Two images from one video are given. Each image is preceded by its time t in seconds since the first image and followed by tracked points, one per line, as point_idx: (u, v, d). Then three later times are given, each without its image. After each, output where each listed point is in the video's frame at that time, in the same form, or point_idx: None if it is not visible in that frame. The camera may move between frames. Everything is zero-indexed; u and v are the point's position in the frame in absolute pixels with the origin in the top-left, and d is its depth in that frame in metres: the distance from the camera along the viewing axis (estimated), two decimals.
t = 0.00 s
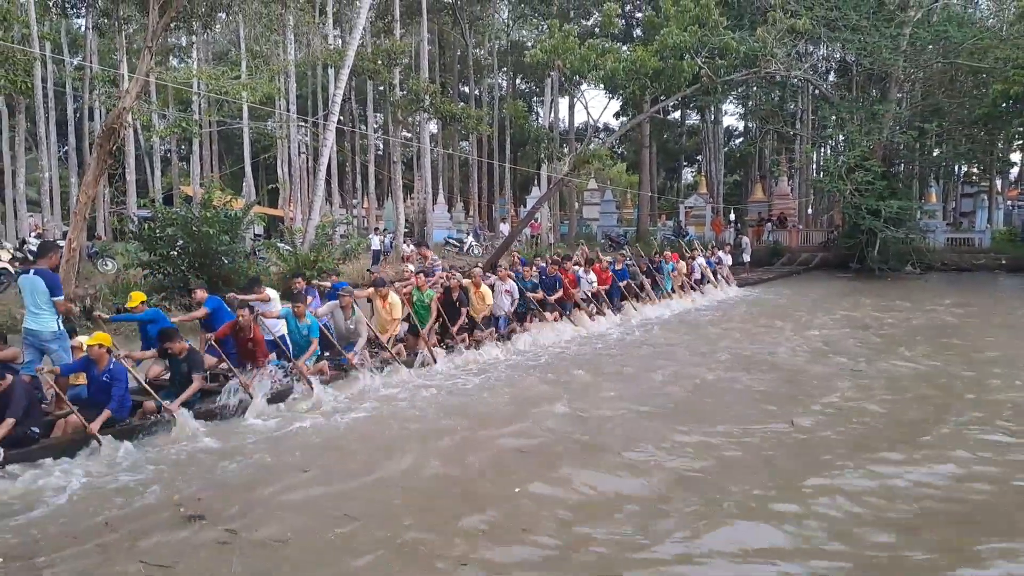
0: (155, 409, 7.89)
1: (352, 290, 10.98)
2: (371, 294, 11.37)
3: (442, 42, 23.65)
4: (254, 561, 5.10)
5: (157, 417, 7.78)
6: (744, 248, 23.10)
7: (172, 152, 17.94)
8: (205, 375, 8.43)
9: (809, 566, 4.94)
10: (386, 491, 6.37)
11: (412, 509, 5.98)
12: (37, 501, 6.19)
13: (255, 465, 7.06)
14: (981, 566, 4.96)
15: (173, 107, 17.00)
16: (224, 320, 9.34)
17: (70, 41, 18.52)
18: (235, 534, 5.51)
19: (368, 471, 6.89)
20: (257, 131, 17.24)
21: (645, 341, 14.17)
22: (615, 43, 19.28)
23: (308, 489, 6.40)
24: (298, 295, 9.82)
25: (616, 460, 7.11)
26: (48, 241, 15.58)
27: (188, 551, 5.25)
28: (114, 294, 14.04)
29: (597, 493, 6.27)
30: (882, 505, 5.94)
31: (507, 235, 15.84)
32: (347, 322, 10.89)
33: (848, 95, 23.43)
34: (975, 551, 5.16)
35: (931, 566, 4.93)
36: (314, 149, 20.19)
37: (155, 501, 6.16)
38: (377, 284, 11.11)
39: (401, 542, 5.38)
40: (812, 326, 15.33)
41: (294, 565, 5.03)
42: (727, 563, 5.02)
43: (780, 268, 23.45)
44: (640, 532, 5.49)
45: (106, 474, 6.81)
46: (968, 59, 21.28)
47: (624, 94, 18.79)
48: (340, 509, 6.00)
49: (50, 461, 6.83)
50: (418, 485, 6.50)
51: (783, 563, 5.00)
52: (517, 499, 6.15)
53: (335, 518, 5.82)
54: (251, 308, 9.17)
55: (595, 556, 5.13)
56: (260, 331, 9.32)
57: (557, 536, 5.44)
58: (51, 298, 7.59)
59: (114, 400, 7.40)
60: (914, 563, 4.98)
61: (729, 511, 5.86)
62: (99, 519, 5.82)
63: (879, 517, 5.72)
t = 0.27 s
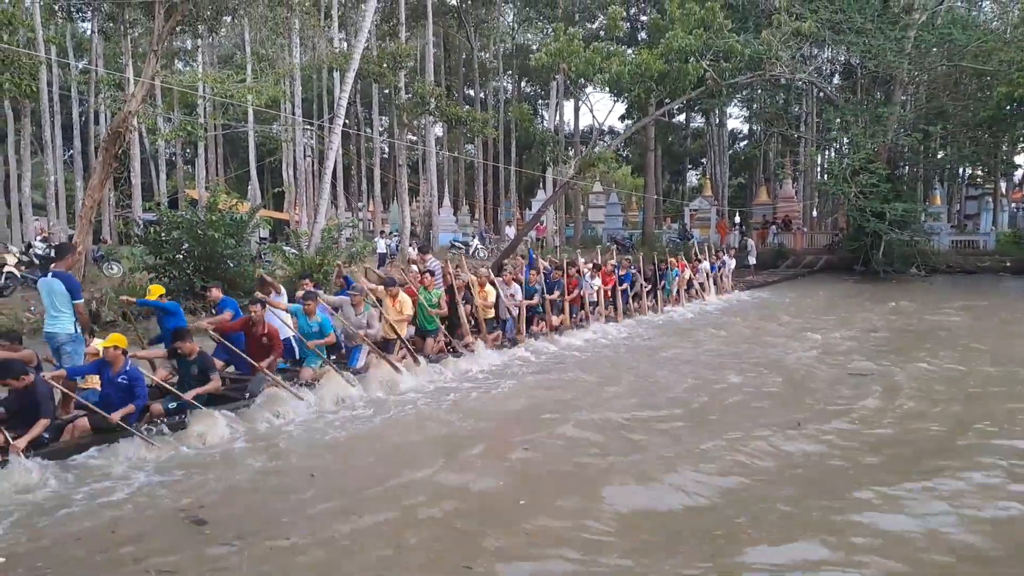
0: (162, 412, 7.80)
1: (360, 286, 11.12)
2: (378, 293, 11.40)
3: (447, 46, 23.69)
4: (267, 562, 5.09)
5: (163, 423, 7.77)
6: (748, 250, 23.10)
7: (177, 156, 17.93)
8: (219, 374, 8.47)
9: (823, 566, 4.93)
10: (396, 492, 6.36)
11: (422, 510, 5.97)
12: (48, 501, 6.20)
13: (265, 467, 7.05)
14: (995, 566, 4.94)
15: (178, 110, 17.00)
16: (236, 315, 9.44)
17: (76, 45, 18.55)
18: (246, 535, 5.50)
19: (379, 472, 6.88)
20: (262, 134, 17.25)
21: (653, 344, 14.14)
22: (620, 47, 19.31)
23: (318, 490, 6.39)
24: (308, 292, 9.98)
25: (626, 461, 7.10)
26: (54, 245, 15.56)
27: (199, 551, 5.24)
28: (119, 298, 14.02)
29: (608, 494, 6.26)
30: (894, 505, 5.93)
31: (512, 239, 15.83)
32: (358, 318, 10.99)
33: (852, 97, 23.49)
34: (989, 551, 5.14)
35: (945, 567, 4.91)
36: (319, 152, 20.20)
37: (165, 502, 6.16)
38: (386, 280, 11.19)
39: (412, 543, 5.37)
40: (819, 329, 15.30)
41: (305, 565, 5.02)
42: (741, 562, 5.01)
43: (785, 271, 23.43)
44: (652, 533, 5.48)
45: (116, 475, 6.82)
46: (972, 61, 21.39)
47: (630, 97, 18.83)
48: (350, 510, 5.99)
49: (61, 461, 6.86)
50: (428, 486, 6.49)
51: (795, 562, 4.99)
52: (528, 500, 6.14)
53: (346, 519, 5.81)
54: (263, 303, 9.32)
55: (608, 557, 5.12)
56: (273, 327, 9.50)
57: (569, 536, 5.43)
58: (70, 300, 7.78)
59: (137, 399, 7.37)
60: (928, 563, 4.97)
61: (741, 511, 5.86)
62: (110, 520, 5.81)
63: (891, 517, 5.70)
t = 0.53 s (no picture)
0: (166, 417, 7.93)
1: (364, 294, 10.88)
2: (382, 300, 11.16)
3: (452, 48, 23.83)
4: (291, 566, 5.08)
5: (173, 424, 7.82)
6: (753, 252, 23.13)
7: (182, 159, 17.97)
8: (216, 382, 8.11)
9: (849, 570, 4.92)
10: (416, 496, 6.34)
11: (443, 513, 5.96)
12: (66, 502, 6.19)
13: (282, 471, 7.03)
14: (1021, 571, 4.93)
15: (184, 113, 17.03)
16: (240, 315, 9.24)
17: (81, 48, 18.59)
18: (268, 539, 5.50)
19: (396, 475, 6.87)
20: (267, 137, 17.26)
21: (660, 346, 14.15)
22: (626, 49, 19.34)
23: (337, 494, 6.39)
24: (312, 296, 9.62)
25: (643, 463, 7.09)
26: (60, 248, 15.57)
27: (222, 556, 5.23)
28: (126, 301, 14.03)
29: (628, 497, 6.25)
30: (917, 509, 5.92)
31: (519, 242, 15.84)
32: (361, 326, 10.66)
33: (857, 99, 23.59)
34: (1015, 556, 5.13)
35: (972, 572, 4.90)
36: (325, 155, 20.23)
37: (185, 506, 6.14)
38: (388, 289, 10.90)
39: (436, 547, 5.36)
40: (826, 331, 15.32)
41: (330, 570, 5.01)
42: (767, 566, 5.00)
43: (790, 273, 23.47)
44: (676, 536, 5.46)
45: (133, 475, 6.81)
46: (977, 63, 21.47)
47: (635, 99, 18.87)
48: (371, 513, 5.98)
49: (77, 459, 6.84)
50: (447, 490, 6.47)
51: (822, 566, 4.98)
52: (548, 503, 6.12)
53: (368, 523, 5.79)
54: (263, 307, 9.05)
55: (633, 561, 5.10)
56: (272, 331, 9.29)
57: (592, 540, 5.42)
58: (83, 303, 7.96)
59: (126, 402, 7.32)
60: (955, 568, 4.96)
61: (763, 515, 5.84)
62: (130, 524, 5.79)
63: (914, 520, 5.69)
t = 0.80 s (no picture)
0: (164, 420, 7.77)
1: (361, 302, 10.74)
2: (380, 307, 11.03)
3: (449, 48, 23.83)
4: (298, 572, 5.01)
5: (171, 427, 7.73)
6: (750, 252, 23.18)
7: (179, 159, 17.90)
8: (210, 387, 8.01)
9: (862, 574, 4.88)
10: (421, 499, 6.28)
11: (450, 516, 5.90)
12: (64, 507, 6.11)
13: (285, 473, 6.96)
14: None
15: (180, 113, 16.95)
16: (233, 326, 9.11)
17: (76, 47, 18.50)
18: (272, 542, 5.48)
19: (401, 477, 6.80)
20: (265, 137, 17.19)
21: (659, 346, 14.16)
22: (624, 50, 19.37)
23: (340, 495, 6.37)
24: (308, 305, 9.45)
25: (650, 465, 7.04)
26: (55, 249, 15.49)
27: (226, 558, 5.21)
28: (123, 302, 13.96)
29: (635, 500, 6.20)
30: (926, 511, 5.88)
31: (518, 242, 15.83)
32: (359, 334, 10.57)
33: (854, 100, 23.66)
34: None
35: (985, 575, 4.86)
36: (322, 155, 20.17)
37: (187, 511, 6.06)
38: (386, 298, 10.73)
39: (444, 552, 5.30)
40: (824, 331, 15.36)
41: (337, 574, 4.94)
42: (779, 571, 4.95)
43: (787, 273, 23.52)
44: (686, 540, 5.42)
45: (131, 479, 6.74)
46: (973, 64, 21.58)
47: (634, 100, 18.87)
48: (377, 517, 5.91)
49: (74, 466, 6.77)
50: (453, 493, 6.41)
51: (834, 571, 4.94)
52: (555, 506, 6.07)
53: (373, 527, 5.73)
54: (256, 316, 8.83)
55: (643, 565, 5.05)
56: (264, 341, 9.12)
57: (602, 544, 5.37)
58: (87, 302, 7.86)
59: (106, 404, 7.10)
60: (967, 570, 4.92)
61: (772, 517, 5.80)
62: (132, 529, 5.72)
63: (924, 523, 5.66)
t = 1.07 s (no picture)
0: (144, 421, 7.58)
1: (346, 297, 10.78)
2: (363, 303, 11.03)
3: (429, 49, 23.80)
4: None
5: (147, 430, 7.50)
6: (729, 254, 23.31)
7: (156, 158, 17.69)
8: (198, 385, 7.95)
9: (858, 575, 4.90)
10: (413, 502, 6.23)
11: (443, 519, 5.85)
12: (47, 513, 5.99)
13: (273, 475, 6.88)
14: None
15: (158, 111, 16.76)
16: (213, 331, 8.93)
17: (50, 44, 18.23)
18: (262, 545, 5.41)
19: (391, 480, 6.74)
20: (244, 137, 17.04)
21: (641, 347, 14.19)
22: (606, 52, 19.42)
23: (329, 498, 6.31)
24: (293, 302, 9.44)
25: (637, 466, 7.04)
26: (29, 249, 15.23)
27: (216, 562, 5.14)
28: (100, 303, 13.76)
29: (628, 501, 6.19)
30: (917, 511, 5.92)
31: (500, 244, 15.82)
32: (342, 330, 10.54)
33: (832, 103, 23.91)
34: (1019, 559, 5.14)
35: None
36: (302, 156, 20.03)
37: (175, 515, 5.96)
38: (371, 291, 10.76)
39: (439, 555, 5.25)
40: (804, 332, 15.48)
41: None
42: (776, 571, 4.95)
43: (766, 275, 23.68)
44: (682, 541, 5.40)
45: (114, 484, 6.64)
46: (949, 69, 21.89)
47: (616, 101, 18.94)
48: (368, 520, 5.84)
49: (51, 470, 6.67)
50: (445, 496, 6.36)
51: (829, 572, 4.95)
52: (549, 507, 6.04)
53: (364, 529, 5.69)
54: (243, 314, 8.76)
55: (639, 568, 5.03)
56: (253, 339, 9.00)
57: (598, 547, 5.34)
58: (79, 302, 7.72)
59: (102, 412, 7.04)
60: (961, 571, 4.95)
61: (766, 518, 5.81)
62: (120, 533, 5.62)
63: (916, 523, 5.69)
